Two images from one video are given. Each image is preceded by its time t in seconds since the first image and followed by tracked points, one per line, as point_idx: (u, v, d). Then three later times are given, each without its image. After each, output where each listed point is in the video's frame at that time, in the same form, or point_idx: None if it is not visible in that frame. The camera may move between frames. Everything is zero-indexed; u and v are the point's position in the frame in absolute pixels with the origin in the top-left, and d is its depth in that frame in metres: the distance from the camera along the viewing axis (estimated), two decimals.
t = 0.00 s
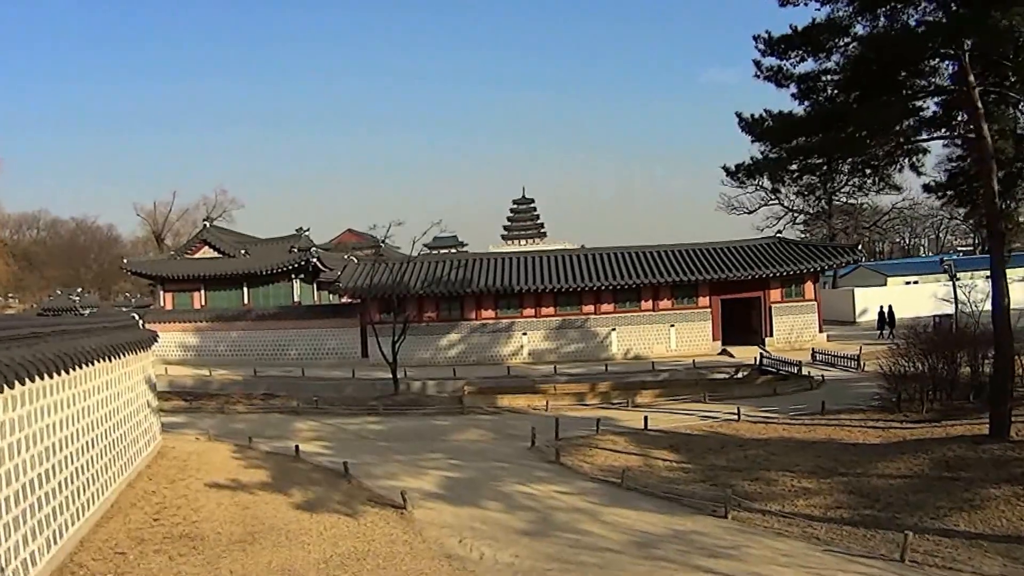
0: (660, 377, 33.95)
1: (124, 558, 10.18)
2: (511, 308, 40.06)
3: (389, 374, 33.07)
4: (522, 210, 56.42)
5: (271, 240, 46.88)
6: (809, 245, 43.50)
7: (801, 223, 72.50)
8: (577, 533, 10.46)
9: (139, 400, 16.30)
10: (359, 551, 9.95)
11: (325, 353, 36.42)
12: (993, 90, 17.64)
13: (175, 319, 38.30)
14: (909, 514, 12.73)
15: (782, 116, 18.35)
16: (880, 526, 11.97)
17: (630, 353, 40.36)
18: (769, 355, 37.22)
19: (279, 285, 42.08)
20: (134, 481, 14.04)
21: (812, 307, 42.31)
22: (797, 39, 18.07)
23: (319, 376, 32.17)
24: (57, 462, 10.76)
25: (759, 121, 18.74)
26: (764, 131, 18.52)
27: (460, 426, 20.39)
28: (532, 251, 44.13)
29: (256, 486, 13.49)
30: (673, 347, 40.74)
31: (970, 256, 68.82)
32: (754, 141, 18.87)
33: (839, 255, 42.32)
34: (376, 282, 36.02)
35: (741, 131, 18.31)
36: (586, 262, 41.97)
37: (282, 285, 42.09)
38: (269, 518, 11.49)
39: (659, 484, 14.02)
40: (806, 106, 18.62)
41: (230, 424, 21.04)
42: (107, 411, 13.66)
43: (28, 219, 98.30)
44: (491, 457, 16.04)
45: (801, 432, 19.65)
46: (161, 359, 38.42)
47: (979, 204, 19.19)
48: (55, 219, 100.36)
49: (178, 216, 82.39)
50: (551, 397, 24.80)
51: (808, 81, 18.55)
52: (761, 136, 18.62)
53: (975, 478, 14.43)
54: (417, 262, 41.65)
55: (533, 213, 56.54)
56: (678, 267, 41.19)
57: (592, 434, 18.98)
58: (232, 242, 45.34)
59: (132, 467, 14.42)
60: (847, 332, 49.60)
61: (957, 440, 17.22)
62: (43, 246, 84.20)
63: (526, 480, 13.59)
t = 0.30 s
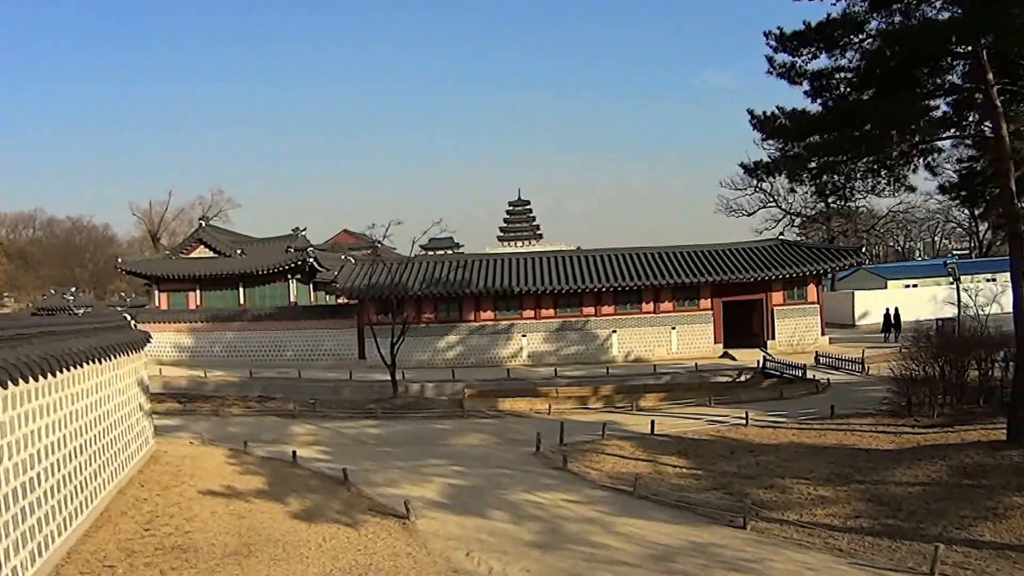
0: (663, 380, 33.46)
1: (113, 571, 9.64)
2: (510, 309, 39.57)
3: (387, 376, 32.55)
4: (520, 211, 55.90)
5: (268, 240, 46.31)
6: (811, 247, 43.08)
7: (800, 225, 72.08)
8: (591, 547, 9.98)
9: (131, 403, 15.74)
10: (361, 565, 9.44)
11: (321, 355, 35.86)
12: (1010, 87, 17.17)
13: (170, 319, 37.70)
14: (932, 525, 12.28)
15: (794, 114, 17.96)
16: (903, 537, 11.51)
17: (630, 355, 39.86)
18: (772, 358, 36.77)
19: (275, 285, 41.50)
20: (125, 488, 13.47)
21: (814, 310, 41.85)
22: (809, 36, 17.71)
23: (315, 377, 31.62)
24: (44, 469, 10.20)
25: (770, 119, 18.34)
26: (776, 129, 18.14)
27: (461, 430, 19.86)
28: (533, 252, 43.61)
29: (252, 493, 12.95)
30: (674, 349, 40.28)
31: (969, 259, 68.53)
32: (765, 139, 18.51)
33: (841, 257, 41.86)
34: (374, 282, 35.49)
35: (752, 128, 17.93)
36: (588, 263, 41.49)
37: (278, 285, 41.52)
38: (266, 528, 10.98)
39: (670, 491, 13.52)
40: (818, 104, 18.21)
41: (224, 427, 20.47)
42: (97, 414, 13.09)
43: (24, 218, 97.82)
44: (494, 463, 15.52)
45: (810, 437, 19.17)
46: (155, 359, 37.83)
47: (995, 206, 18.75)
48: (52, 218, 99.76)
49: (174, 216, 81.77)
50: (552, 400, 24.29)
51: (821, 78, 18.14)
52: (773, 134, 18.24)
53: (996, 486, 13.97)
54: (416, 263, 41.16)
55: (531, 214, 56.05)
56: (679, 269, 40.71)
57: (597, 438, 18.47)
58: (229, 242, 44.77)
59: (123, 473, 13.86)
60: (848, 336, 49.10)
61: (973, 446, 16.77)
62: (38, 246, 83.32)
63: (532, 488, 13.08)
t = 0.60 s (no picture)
0: (661, 380, 33.00)
1: None
2: (506, 308, 39.06)
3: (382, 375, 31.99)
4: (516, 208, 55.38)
5: (261, 237, 45.64)
6: (809, 247, 42.70)
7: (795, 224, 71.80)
8: (602, 560, 9.53)
9: (119, 405, 15.15)
10: None
11: (314, 353, 35.27)
12: None
13: (160, 317, 37.02)
14: (953, 532, 11.90)
15: (804, 110, 17.63)
16: (924, 548, 11.08)
17: (627, 355, 39.41)
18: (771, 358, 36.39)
19: (268, 283, 40.89)
20: (111, 494, 12.85)
21: (812, 310, 41.49)
22: (818, 29, 17.28)
23: (308, 376, 31.03)
24: (27, 474, 9.62)
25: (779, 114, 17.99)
26: (784, 125, 17.82)
27: (459, 432, 19.33)
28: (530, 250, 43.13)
29: (244, 498, 12.42)
30: (672, 349, 39.81)
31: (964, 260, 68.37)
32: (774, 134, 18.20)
33: (840, 257, 41.42)
34: (367, 280, 34.92)
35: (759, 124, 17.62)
36: (586, 262, 41.03)
37: (271, 282, 40.90)
38: (260, 536, 10.44)
39: (678, 497, 13.04)
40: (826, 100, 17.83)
41: (215, 428, 19.89)
42: (82, 416, 12.45)
43: (16, 215, 97.08)
44: (494, 467, 15.01)
45: (818, 440, 18.77)
46: (146, 357, 37.17)
47: (1007, 205, 18.24)
48: (43, 215, 98.89)
49: (167, 213, 81.02)
50: (551, 400, 23.77)
51: (830, 72, 17.72)
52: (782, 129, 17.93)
53: (1014, 491, 13.56)
54: (412, 260, 40.62)
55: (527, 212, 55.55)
56: (677, 268, 40.24)
57: (599, 441, 17.97)
58: (221, 239, 44.08)
59: (109, 477, 13.27)
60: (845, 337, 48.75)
61: (985, 449, 16.37)
62: (29, 243, 82.22)
63: (536, 494, 12.59)
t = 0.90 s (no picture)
0: (657, 379, 32.55)
1: None
2: (500, 306, 38.52)
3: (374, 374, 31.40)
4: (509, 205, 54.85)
5: (252, 233, 44.93)
6: (806, 245, 42.32)
7: (789, 223, 71.51)
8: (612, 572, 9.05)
9: (105, 405, 14.52)
10: None
11: (306, 351, 34.66)
12: None
13: (150, 314, 36.30)
14: (973, 538, 11.54)
15: (813, 102, 17.17)
16: (944, 557, 10.66)
17: (622, 354, 38.94)
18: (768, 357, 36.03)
19: (259, 279, 40.24)
20: (95, 500, 12.20)
21: (808, 309, 41.14)
22: (826, 22, 16.81)
23: (300, 375, 30.43)
24: (7, 479, 9.01)
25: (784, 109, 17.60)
26: (792, 118, 17.37)
27: (455, 432, 18.79)
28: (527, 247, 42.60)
29: (234, 504, 11.85)
30: (667, 347, 39.36)
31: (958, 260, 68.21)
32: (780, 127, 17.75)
33: (837, 256, 41.00)
34: (359, 277, 34.33)
35: (765, 118, 17.18)
36: (582, 260, 40.54)
37: (262, 279, 40.25)
38: (251, 545, 9.89)
39: (685, 502, 12.56)
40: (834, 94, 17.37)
41: (204, 428, 19.28)
42: (65, 418, 11.79)
43: (7, 211, 96.20)
44: (493, 470, 14.49)
45: (823, 442, 18.41)
46: (134, 355, 36.45)
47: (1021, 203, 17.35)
48: (35, 211, 97.85)
49: (158, 209, 80.16)
50: (548, 400, 23.25)
51: (839, 66, 17.26)
52: (789, 123, 17.46)
53: None
54: (406, 257, 40.06)
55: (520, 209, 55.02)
56: (673, 266, 39.76)
57: (599, 442, 17.47)
58: (212, 235, 43.36)
59: (94, 481, 12.65)
60: (839, 336, 48.41)
61: (996, 452, 15.96)
62: (20, 239, 81.20)
63: (539, 499, 12.09)
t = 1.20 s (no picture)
0: (655, 378, 32.09)
1: None
2: (494, 303, 37.99)
3: (367, 372, 30.84)
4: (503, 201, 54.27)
5: (243, 229, 44.22)
6: (803, 243, 41.94)
7: (783, 222, 71.23)
8: None
9: (91, 406, 13.90)
10: None
11: (297, 349, 34.07)
12: None
13: (139, 310, 35.60)
14: (993, 545, 11.13)
15: (821, 96, 16.67)
16: (966, 567, 10.25)
17: (617, 352, 38.47)
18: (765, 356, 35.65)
19: (250, 275, 39.59)
20: (80, 505, 11.59)
21: (804, 307, 40.78)
22: (836, 13, 16.29)
23: (291, 373, 29.83)
24: None
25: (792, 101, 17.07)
26: (800, 112, 16.87)
27: (451, 433, 18.26)
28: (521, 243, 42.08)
29: (223, 510, 11.29)
30: (663, 345, 38.94)
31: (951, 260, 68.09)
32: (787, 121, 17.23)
33: (834, 254, 40.63)
34: (351, 273, 33.73)
35: (772, 110, 16.66)
36: (578, 256, 40.03)
37: (253, 275, 39.61)
38: (242, 555, 9.34)
39: (694, 508, 12.09)
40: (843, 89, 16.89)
41: (193, 429, 18.68)
42: (48, 419, 11.16)
43: None
44: (493, 473, 13.98)
45: (829, 443, 18.04)
46: (123, 352, 35.74)
47: None
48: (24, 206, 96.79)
49: (149, 204, 79.31)
50: (545, 399, 22.74)
51: (850, 59, 16.79)
52: (797, 116, 16.94)
53: None
54: (399, 253, 39.47)
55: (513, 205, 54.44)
56: (669, 263, 39.31)
57: (600, 444, 16.99)
58: (202, 230, 42.64)
59: (79, 485, 12.05)
60: (835, 334, 48.11)
61: (1008, 454, 15.56)
62: (10, 234, 80.26)
63: (542, 505, 11.61)
